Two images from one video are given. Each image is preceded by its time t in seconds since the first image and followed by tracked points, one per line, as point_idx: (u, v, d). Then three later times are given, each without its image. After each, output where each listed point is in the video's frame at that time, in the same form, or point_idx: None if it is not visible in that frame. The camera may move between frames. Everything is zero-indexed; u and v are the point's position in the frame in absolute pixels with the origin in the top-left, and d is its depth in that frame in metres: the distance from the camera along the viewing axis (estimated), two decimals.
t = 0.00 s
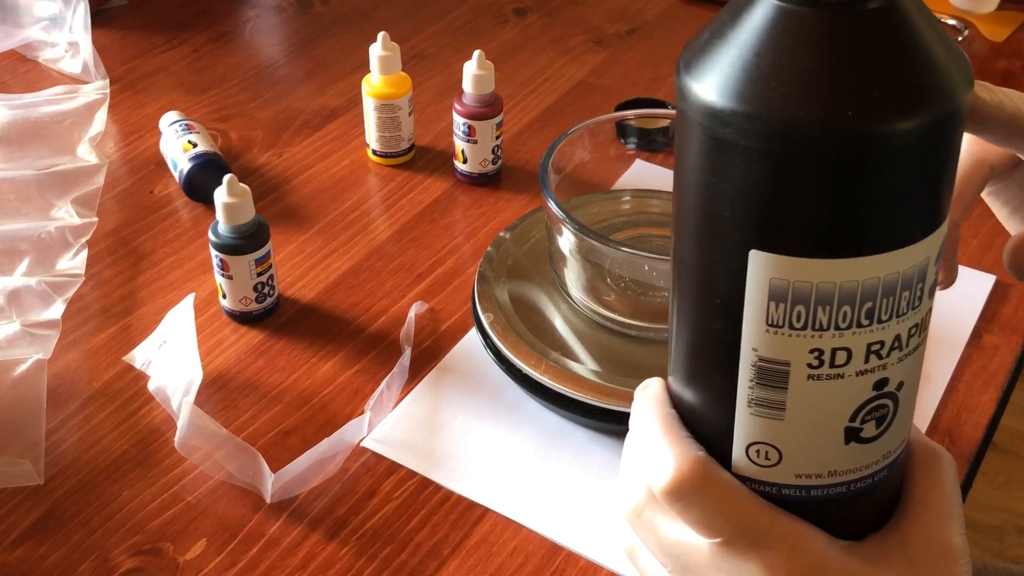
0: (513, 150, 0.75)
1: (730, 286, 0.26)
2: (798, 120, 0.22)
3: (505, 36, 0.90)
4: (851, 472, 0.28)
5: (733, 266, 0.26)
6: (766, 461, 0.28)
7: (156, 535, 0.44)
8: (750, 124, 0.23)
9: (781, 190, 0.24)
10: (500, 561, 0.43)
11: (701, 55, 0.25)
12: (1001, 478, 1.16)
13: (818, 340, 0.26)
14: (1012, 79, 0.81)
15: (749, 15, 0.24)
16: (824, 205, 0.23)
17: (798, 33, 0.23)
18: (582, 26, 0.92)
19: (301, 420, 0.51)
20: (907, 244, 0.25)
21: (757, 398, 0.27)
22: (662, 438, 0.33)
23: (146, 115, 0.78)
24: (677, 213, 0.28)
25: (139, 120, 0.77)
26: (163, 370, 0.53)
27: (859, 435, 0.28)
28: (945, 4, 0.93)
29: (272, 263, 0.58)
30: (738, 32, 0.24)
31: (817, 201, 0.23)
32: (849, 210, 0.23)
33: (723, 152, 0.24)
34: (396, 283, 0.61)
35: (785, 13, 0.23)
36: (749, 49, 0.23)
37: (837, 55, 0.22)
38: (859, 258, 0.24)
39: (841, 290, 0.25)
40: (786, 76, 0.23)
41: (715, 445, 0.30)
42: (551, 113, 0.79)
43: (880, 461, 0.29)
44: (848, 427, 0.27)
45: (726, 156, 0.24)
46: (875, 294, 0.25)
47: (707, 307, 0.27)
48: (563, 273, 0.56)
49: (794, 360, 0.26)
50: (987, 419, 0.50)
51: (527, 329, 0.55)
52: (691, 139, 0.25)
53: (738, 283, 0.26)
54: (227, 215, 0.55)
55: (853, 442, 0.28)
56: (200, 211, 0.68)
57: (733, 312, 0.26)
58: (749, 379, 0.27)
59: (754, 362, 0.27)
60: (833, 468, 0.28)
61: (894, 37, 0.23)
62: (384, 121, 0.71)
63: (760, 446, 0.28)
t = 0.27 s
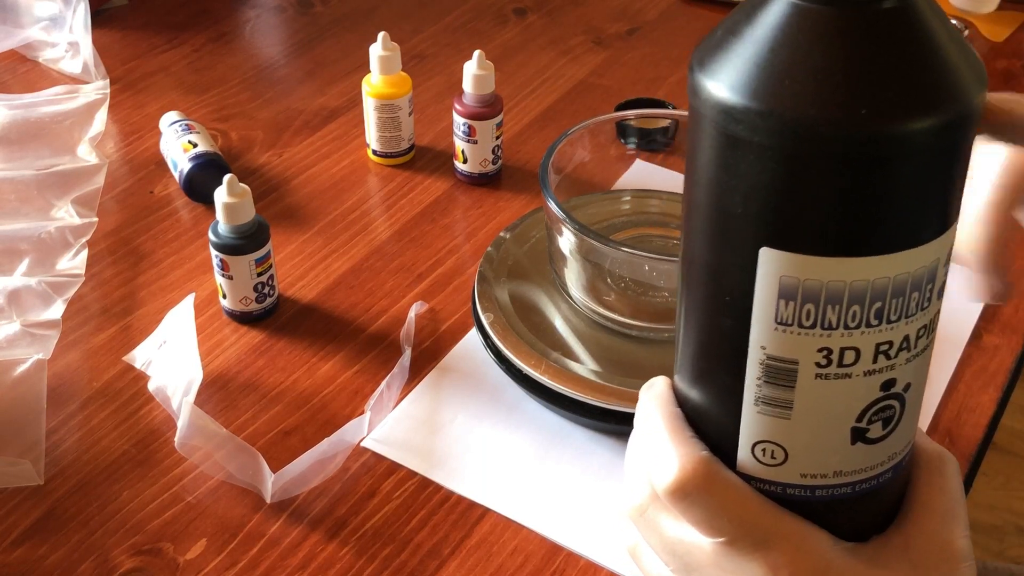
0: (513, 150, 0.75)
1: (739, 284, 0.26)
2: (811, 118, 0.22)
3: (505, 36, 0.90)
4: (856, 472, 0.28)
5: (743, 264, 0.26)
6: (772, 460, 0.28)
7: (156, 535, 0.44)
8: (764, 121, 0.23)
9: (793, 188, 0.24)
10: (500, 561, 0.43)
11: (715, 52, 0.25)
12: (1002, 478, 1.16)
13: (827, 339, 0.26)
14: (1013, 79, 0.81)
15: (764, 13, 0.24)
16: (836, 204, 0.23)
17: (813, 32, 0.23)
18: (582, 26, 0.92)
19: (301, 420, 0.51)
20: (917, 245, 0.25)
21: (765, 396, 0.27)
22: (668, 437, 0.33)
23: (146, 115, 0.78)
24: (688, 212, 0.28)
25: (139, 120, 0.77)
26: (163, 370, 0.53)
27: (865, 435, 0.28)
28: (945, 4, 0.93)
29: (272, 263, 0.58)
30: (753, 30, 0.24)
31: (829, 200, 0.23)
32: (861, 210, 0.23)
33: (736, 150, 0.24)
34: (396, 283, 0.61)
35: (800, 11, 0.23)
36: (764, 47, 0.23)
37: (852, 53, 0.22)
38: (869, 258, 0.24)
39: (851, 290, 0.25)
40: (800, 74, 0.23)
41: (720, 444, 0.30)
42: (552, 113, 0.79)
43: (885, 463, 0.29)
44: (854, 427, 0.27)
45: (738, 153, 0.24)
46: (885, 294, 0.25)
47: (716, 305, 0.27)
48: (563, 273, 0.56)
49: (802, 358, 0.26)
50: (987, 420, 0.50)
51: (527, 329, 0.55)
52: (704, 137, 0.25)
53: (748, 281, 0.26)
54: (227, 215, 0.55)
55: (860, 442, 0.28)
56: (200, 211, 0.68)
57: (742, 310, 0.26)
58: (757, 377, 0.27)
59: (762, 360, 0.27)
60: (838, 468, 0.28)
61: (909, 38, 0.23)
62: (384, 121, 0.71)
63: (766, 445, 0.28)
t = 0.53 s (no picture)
0: (513, 150, 0.75)
1: (756, 277, 0.26)
2: (838, 110, 0.22)
3: (505, 36, 0.90)
4: (865, 470, 0.28)
5: (762, 257, 0.26)
6: (782, 456, 0.28)
7: (156, 535, 0.44)
8: (789, 112, 0.23)
9: (816, 181, 0.23)
10: (500, 561, 0.43)
11: (740, 43, 0.25)
12: (1002, 478, 1.16)
13: (842, 333, 0.26)
14: (1013, 79, 0.81)
15: (792, 5, 0.24)
16: (858, 198, 0.23)
17: (842, 23, 0.23)
18: (582, 26, 0.92)
19: (301, 420, 0.51)
20: (935, 241, 0.25)
21: (777, 390, 0.27)
22: (676, 433, 0.33)
23: (146, 115, 0.78)
24: (706, 204, 0.28)
25: (139, 120, 0.77)
26: (163, 370, 0.53)
27: (875, 432, 0.28)
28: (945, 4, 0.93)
29: (272, 263, 0.58)
30: (780, 21, 0.24)
31: (851, 193, 0.23)
32: (882, 204, 0.23)
33: (759, 141, 0.24)
34: (396, 283, 0.61)
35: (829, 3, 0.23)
36: (792, 38, 0.23)
37: (881, 46, 0.22)
38: (886, 252, 0.24)
39: (867, 284, 0.25)
40: (828, 66, 0.23)
41: (729, 439, 0.30)
42: (552, 113, 0.79)
43: (892, 462, 0.29)
44: (865, 424, 0.27)
45: (762, 145, 0.24)
46: (901, 290, 0.25)
47: (732, 298, 0.27)
48: (563, 273, 0.56)
49: (816, 353, 0.26)
50: (986, 420, 0.50)
51: (527, 329, 0.55)
52: (727, 128, 0.25)
53: (764, 274, 0.26)
54: (227, 216, 0.55)
55: (869, 439, 0.28)
56: (200, 211, 0.68)
57: (757, 303, 0.26)
58: (770, 371, 0.27)
59: (775, 353, 0.27)
60: (847, 464, 0.28)
61: (937, 33, 0.23)
62: (384, 121, 0.71)
63: (776, 440, 0.28)
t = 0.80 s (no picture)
0: (513, 150, 0.75)
1: (741, 286, 0.26)
2: (816, 121, 0.22)
3: (505, 36, 0.90)
4: (858, 475, 0.28)
5: (746, 267, 0.26)
6: (774, 463, 0.28)
7: (156, 535, 0.44)
8: (768, 124, 0.23)
9: (797, 191, 0.24)
10: (500, 561, 0.43)
11: (720, 53, 0.25)
12: (1002, 478, 1.16)
13: (830, 342, 0.26)
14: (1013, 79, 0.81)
15: (769, 14, 0.24)
16: (840, 207, 0.23)
17: (819, 33, 0.23)
18: (582, 26, 0.92)
19: (301, 420, 0.51)
20: (921, 249, 0.25)
21: (766, 399, 0.27)
22: (669, 440, 0.33)
23: (147, 115, 0.78)
24: (691, 213, 0.28)
25: (139, 120, 0.77)
26: (163, 370, 0.53)
27: (867, 438, 0.28)
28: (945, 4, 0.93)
29: (272, 263, 0.58)
30: (758, 31, 0.24)
31: (833, 203, 0.23)
32: (865, 213, 0.23)
33: (740, 152, 0.24)
34: (396, 283, 0.61)
35: (806, 13, 0.23)
36: (770, 48, 0.23)
37: (858, 56, 0.22)
38: (872, 261, 0.24)
39: (853, 293, 0.25)
40: (806, 76, 0.23)
41: (721, 446, 0.30)
42: (552, 113, 0.79)
43: (886, 466, 0.29)
44: (856, 430, 0.27)
45: (743, 156, 0.24)
46: (888, 298, 0.25)
47: (719, 307, 0.27)
48: (563, 273, 0.56)
49: (804, 362, 0.26)
50: (986, 420, 0.50)
51: (527, 329, 0.55)
52: (708, 138, 0.25)
53: (750, 284, 0.26)
54: (227, 216, 0.55)
55: (861, 446, 0.28)
56: (200, 211, 0.68)
57: (744, 312, 0.26)
58: (759, 380, 0.27)
59: (764, 362, 0.27)
60: (839, 470, 0.28)
61: (916, 41, 0.23)
62: (384, 121, 0.71)
63: (767, 447, 0.28)
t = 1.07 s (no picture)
0: (513, 150, 0.75)
1: (731, 290, 0.26)
2: (802, 126, 0.22)
3: (505, 36, 0.90)
4: (853, 477, 0.28)
5: (736, 271, 0.26)
6: (768, 465, 0.28)
7: (156, 535, 0.44)
8: (754, 129, 0.23)
9: (784, 195, 0.24)
10: (500, 561, 0.43)
11: (706, 57, 0.25)
12: (1002, 478, 1.16)
13: (821, 345, 0.26)
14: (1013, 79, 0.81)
15: (755, 18, 0.24)
16: (829, 211, 0.23)
17: (804, 37, 0.23)
18: (582, 26, 0.92)
19: (301, 420, 0.51)
20: (911, 251, 0.25)
21: (759, 402, 0.27)
22: (663, 443, 0.33)
23: (147, 115, 0.78)
24: (681, 216, 0.28)
25: (140, 120, 0.77)
26: (163, 370, 0.53)
27: (861, 440, 0.28)
28: (945, 4, 0.93)
29: (272, 263, 0.58)
30: (744, 35, 0.24)
31: (820, 207, 0.23)
32: (854, 216, 0.23)
33: (727, 157, 0.24)
34: (396, 283, 0.61)
35: (792, 17, 0.23)
36: (755, 53, 0.23)
37: (843, 60, 0.22)
38: (862, 263, 0.24)
39: (843, 297, 0.25)
40: (791, 82, 0.23)
41: (715, 449, 0.30)
42: (552, 113, 0.79)
43: (881, 467, 0.29)
44: (850, 433, 0.27)
45: (730, 161, 0.24)
46: (879, 300, 0.25)
47: (710, 311, 0.27)
48: (563, 273, 0.56)
49: (796, 365, 0.26)
50: (986, 419, 0.50)
51: (527, 329, 0.55)
52: (695, 143, 0.25)
53: (740, 288, 0.26)
54: (227, 215, 0.55)
55: (855, 448, 0.28)
56: (200, 211, 0.68)
57: (734, 316, 0.26)
58: (751, 383, 0.27)
59: (755, 366, 0.27)
60: (834, 473, 0.28)
61: (902, 43, 0.22)
62: (384, 121, 0.71)
63: (761, 450, 0.28)
